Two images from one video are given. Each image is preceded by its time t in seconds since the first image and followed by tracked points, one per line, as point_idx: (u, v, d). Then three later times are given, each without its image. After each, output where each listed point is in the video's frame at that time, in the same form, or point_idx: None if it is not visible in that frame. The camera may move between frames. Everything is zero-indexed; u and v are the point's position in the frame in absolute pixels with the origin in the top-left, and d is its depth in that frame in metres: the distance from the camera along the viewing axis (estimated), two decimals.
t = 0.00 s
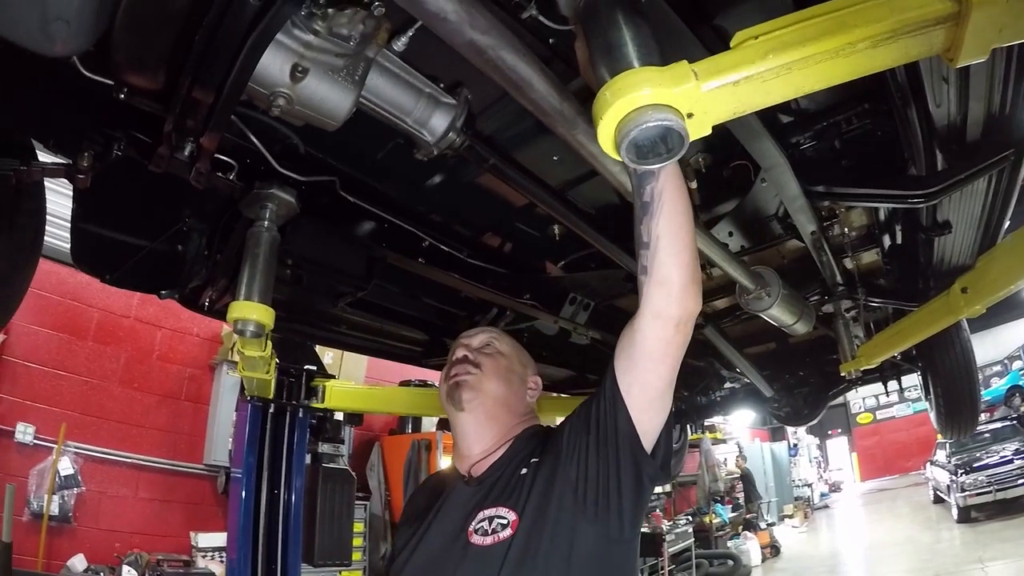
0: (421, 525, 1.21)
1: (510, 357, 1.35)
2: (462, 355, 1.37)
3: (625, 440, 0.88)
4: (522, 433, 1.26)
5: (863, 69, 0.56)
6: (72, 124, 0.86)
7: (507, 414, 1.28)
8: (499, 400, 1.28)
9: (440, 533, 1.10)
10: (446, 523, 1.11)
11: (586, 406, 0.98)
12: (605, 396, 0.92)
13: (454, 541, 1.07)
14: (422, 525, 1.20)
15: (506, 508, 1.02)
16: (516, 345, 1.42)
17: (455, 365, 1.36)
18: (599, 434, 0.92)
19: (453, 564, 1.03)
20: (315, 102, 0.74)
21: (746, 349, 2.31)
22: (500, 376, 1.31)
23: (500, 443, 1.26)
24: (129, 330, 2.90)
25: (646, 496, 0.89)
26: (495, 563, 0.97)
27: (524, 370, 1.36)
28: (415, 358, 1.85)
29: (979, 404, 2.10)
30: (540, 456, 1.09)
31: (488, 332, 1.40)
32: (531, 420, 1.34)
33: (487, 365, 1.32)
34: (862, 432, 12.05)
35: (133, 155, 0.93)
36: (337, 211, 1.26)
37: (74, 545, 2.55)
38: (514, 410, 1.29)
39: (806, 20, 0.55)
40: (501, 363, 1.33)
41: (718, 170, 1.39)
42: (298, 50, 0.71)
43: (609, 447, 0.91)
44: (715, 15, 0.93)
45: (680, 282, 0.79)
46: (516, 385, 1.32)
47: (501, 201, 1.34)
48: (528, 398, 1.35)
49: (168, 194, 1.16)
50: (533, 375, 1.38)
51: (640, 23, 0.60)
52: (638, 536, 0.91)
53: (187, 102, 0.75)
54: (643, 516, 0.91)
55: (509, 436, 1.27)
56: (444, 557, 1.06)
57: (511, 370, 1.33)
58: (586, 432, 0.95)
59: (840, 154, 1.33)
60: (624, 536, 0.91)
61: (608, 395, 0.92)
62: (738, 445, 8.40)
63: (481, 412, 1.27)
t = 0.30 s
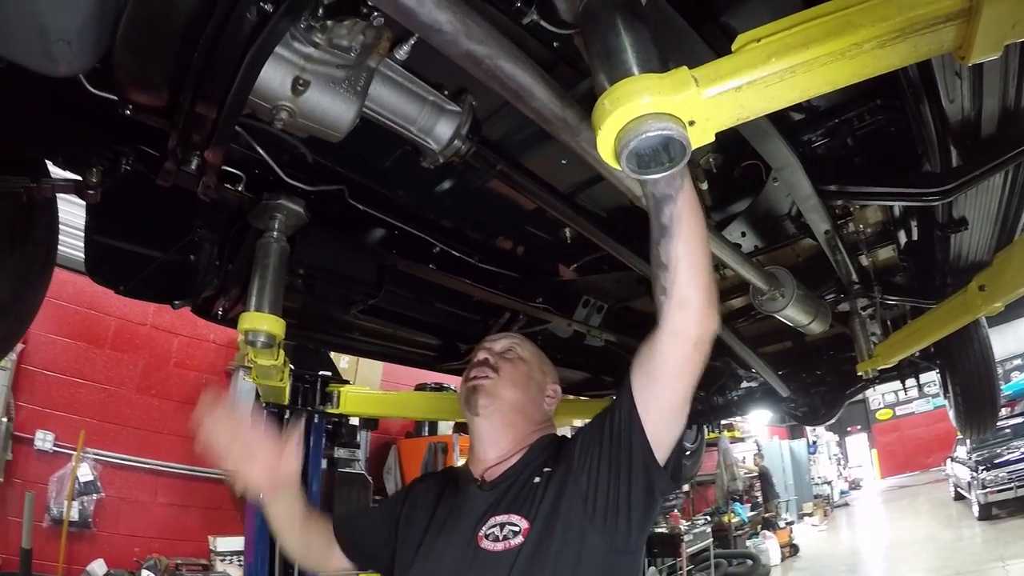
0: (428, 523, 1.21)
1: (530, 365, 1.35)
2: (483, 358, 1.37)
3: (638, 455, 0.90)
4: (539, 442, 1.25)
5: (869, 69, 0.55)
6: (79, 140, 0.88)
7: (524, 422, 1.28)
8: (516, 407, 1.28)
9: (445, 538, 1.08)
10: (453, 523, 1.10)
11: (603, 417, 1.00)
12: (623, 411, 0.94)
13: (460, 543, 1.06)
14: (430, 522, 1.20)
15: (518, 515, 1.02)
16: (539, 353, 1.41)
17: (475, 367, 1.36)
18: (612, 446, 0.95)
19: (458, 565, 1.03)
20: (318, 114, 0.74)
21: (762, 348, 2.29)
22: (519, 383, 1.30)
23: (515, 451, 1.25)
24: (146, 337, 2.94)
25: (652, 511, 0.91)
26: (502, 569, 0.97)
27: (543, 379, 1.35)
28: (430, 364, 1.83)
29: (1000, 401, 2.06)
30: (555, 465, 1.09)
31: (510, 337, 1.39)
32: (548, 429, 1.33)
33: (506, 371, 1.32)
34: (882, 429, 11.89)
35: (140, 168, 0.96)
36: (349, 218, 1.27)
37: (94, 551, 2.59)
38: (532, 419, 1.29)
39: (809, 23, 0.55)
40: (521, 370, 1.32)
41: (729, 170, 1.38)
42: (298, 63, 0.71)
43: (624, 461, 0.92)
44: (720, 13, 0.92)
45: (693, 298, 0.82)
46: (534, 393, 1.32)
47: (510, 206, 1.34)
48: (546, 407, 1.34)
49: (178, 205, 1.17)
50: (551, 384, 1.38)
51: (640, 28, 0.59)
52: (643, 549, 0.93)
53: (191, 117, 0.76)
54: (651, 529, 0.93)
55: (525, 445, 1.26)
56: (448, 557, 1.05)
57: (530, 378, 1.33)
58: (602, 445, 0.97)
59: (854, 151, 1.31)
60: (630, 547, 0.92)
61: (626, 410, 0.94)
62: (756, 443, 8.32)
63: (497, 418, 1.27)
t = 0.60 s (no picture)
0: (434, 517, 1.23)
1: (551, 376, 1.36)
2: (505, 367, 1.38)
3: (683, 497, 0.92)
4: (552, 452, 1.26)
5: (878, 81, 0.55)
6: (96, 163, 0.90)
7: (539, 431, 1.28)
8: (533, 415, 1.28)
9: (454, 541, 1.10)
10: (460, 524, 1.13)
11: (639, 448, 1.03)
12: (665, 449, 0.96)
13: (466, 544, 1.09)
14: (435, 516, 1.23)
15: (526, 524, 1.04)
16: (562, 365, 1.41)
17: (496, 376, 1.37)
18: (650, 482, 0.96)
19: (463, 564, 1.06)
20: (327, 133, 0.75)
21: (782, 348, 2.27)
22: (538, 393, 1.31)
23: (529, 457, 1.25)
24: (169, 346, 2.99)
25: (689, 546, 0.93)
26: None
27: (563, 391, 1.36)
28: (452, 370, 1.82)
29: None
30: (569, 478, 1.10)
31: (532, 347, 1.39)
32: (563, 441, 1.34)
33: (527, 382, 1.32)
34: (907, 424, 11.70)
35: (157, 188, 0.98)
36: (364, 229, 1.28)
37: (120, 557, 2.65)
38: (548, 428, 1.29)
39: (811, 35, 0.54)
40: (541, 381, 1.33)
41: (743, 171, 1.38)
42: (306, 85, 0.72)
43: (654, 494, 0.95)
44: (728, 16, 0.91)
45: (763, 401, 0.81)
46: (552, 404, 1.32)
47: (523, 213, 1.34)
48: (563, 419, 1.35)
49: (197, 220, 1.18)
50: (571, 396, 1.38)
51: (642, 44, 0.59)
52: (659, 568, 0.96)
53: (202, 140, 0.77)
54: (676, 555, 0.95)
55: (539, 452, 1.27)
56: (454, 558, 1.08)
57: (550, 389, 1.33)
58: (636, 474, 0.99)
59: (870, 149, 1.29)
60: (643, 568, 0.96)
61: (671, 449, 0.96)
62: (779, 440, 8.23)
63: (513, 425, 1.27)
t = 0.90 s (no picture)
0: (461, 517, 1.21)
1: (576, 382, 1.32)
2: (528, 374, 1.34)
3: (684, 503, 0.93)
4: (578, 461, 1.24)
5: (890, 90, 0.54)
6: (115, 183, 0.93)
7: (566, 440, 1.26)
8: (558, 425, 1.26)
9: (480, 547, 1.08)
10: (489, 530, 1.11)
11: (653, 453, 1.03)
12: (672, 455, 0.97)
13: (492, 552, 1.07)
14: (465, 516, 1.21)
15: (552, 534, 1.03)
16: (589, 367, 1.37)
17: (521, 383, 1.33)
18: (655, 497, 0.97)
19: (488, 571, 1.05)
20: (340, 148, 0.76)
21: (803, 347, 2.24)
22: (563, 402, 1.28)
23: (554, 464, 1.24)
24: (191, 354, 3.03)
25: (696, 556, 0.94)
26: None
27: (588, 397, 1.33)
28: (473, 374, 1.82)
29: None
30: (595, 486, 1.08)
31: (555, 352, 1.35)
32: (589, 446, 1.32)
33: (551, 391, 1.29)
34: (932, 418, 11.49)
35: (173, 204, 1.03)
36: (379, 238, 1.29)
37: (146, 561, 2.70)
38: (573, 436, 1.27)
39: (821, 45, 0.54)
40: (566, 389, 1.29)
41: (759, 171, 1.35)
42: (317, 102, 0.73)
43: (664, 506, 0.95)
44: (739, 18, 0.90)
45: (725, 363, 0.85)
46: (578, 412, 1.29)
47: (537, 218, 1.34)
48: (590, 425, 1.32)
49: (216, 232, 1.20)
50: (597, 400, 1.35)
51: (648, 57, 0.59)
52: None
53: (216, 158, 0.79)
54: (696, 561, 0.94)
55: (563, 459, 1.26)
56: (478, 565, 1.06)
57: (575, 397, 1.30)
58: (647, 478, 0.99)
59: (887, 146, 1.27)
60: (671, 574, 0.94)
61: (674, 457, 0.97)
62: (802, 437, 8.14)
63: (538, 436, 1.25)
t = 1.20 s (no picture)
0: (493, 518, 1.13)
1: (608, 380, 1.20)
2: (557, 370, 1.22)
3: (659, 483, 0.87)
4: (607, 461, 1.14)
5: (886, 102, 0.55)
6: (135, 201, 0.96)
7: (594, 436, 1.16)
8: (586, 425, 1.15)
9: (507, 549, 1.01)
10: (516, 530, 1.03)
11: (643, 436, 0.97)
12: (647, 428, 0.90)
13: (519, 551, 1.00)
14: (496, 517, 1.12)
15: (576, 530, 0.96)
16: (624, 359, 1.25)
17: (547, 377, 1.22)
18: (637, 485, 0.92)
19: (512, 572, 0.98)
20: (352, 164, 0.77)
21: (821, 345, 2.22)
22: (592, 401, 1.16)
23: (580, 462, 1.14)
24: (212, 360, 3.08)
25: (693, 538, 0.87)
26: None
27: (621, 394, 1.21)
28: (488, 377, 1.77)
29: None
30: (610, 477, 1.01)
31: (587, 347, 1.24)
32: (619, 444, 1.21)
33: (580, 389, 1.17)
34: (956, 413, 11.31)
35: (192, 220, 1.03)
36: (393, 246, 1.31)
37: (170, 564, 2.75)
38: (601, 435, 1.16)
39: (813, 60, 0.55)
40: (597, 387, 1.17)
41: (769, 174, 1.35)
42: (328, 120, 0.75)
43: (649, 487, 0.89)
44: (742, 22, 0.91)
45: (634, 298, 0.82)
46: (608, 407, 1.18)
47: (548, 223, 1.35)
48: (620, 424, 1.21)
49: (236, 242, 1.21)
50: (631, 397, 1.23)
51: (649, 73, 0.61)
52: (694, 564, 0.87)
53: (232, 176, 0.81)
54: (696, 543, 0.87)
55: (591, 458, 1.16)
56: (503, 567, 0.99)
57: (606, 396, 1.18)
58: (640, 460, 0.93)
59: (898, 142, 1.27)
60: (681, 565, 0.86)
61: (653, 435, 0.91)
62: (822, 433, 8.06)
63: (562, 434, 1.15)
